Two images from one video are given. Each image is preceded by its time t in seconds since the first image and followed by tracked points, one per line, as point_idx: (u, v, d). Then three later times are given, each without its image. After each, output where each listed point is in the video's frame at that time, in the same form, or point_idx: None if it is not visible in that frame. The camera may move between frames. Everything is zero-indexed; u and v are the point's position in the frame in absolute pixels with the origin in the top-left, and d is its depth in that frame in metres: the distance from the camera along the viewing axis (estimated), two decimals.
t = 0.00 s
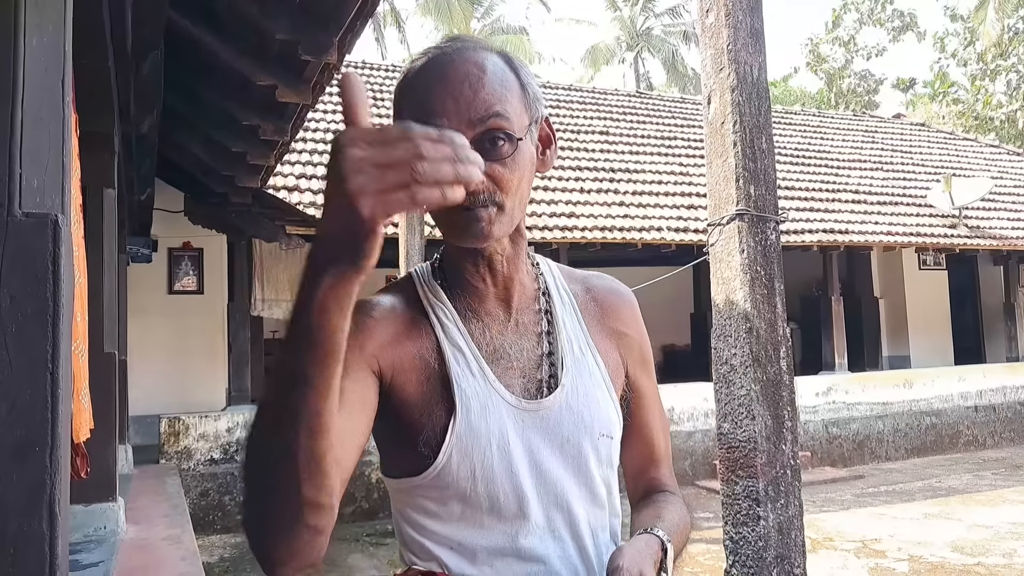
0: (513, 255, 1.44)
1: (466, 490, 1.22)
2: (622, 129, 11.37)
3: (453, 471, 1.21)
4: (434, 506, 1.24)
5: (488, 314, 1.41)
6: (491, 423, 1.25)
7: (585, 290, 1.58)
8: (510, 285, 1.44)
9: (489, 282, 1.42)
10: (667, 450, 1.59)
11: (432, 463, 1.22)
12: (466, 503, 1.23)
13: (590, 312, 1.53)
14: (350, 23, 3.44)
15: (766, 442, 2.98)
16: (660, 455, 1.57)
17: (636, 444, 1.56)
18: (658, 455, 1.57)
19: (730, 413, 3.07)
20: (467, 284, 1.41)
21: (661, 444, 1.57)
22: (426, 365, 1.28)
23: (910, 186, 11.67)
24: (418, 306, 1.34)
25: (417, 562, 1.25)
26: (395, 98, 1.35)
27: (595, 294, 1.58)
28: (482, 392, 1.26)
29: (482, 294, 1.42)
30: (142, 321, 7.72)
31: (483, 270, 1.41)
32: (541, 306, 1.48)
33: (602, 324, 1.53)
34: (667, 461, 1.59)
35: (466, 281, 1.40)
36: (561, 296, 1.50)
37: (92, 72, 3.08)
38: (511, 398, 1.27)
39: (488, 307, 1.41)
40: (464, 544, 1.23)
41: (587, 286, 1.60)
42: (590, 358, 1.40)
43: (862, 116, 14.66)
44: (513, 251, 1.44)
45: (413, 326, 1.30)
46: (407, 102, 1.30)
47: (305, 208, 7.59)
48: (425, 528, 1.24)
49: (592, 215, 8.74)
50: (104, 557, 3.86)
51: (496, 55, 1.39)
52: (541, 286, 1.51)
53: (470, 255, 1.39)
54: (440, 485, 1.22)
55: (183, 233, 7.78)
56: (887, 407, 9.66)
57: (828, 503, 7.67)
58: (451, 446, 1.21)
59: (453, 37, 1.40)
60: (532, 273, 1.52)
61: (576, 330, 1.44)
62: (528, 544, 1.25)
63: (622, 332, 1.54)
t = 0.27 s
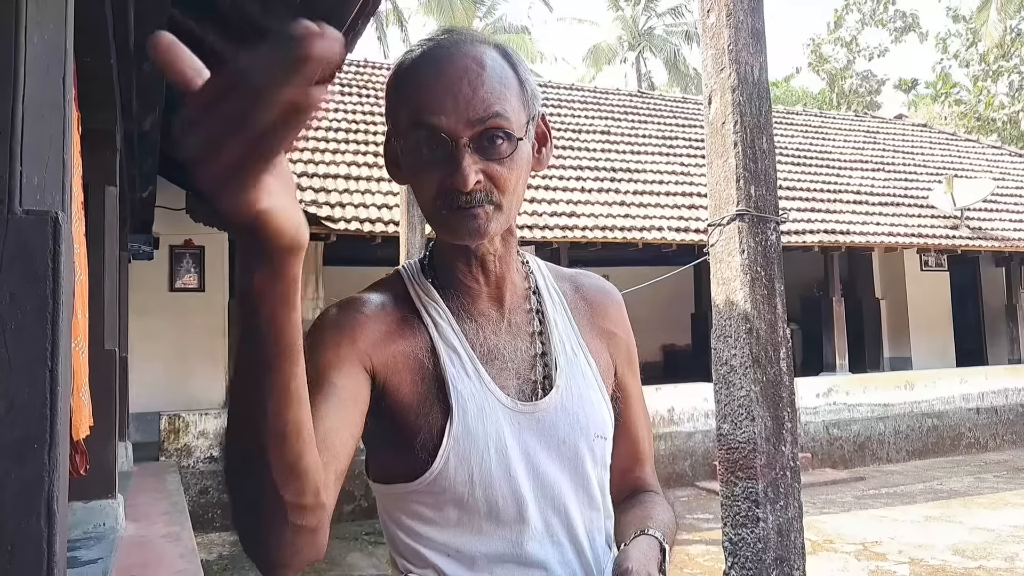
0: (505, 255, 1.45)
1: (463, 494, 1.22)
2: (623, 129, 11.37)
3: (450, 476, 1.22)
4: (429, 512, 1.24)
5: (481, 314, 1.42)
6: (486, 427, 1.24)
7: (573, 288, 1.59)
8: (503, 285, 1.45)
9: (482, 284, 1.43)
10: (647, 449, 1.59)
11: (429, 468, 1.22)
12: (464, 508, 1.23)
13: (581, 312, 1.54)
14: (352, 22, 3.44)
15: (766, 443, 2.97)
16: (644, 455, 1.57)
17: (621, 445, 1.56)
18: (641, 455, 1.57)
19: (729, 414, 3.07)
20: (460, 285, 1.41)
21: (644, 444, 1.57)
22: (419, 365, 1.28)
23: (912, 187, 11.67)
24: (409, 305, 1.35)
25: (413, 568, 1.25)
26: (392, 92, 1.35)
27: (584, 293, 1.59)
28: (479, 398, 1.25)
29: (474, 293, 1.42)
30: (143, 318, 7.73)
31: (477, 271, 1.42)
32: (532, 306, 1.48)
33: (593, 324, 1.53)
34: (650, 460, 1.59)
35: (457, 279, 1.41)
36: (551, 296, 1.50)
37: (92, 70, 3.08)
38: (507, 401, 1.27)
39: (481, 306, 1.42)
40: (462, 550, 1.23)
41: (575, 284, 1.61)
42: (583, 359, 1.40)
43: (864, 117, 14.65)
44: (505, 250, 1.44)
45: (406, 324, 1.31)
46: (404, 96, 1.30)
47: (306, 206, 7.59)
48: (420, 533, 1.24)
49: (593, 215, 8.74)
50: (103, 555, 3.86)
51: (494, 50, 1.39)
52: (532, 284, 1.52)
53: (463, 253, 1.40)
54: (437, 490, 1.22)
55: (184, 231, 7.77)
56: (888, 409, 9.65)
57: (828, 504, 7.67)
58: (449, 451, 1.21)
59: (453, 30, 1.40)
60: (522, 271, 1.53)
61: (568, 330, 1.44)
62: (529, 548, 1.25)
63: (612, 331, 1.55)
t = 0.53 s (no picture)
0: (506, 255, 1.44)
1: (467, 496, 1.22)
2: (625, 127, 11.35)
3: (453, 477, 1.21)
4: (431, 513, 1.23)
5: (481, 314, 1.41)
6: (489, 428, 1.24)
7: (574, 289, 1.59)
8: (504, 284, 1.45)
9: (483, 283, 1.43)
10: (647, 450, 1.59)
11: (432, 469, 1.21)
12: (467, 507, 1.23)
13: (582, 313, 1.54)
14: (352, 22, 3.44)
15: (771, 440, 2.97)
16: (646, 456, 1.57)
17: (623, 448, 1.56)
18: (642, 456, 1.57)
19: (734, 412, 3.08)
20: (460, 284, 1.41)
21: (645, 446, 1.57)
22: (422, 370, 1.25)
23: (915, 183, 11.64)
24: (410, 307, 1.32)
25: (414, 570, 1.25)
26: (391, 89, 1.33)
27: (584, 293, 1.59)
28: (484, 396, 1.25)
29: (475, 292, 1.42)
30: (147, 321, 7.75)
31: (477, 271, 1.42)
32: (533, 304, 1.49)
33: (593, 324, 1.54)
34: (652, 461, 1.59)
35: (457, 277, 1.40)
36: (551, 295, 1.51)
37: (95, 73, 3.09)
38: (510, 401, 1.27)
39: (482, 305, 1.42)
40: (466, 552, 1.23)
41: (575, 285, 1.61)
42: (584, 359, 1.41)
43: (866, 113, 14.61)
44: (507, 248, 1.44)
45: (406, 327, 1.29)
46: (404, 98, 1.29)
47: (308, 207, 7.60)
48: (422, 536, 1.23)
49: (595, 213, 8.74)
50: (110, 556, 3.88)
51: (495, 45, 1.39)
52: (533, 282, 1.52)
53: (464, 253, 1.39)
54: (440, 491, 1.21)
55: (187, 233, 7.80)
56: (893, 405, 9.63)
57: (833, 501, 7.66)
58: (452, 451, 1.20)
59: (453, 27, 1.38)
60: (523, 271, 1.53)
61: (569, 328, 1.45)
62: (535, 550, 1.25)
63: (611, 330, 1.55)
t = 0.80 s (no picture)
0: (507, 248, 1.43)
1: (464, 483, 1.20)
2: (633, 123, 11.32)
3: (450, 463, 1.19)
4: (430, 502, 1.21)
5: (482, 306, 1.39)
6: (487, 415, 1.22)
7: (571, 285, 1.59)
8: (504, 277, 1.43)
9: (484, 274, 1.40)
10: (649, 446, 1.56)
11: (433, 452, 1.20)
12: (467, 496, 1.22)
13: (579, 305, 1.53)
14: (362, 15, 3.43)
15: (775, 437, 2.97)
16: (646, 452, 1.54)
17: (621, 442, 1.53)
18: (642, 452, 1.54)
19: (739, 409, 3.05)
20: (459, 275, 1.39)
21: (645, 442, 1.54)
22: (430, 353, 1.25)
23: (924, 182, 11.58)
24: (410, 294, 1.31)
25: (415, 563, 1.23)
26: (386, 87, 1.33)
27: (581, 289, 1.59)
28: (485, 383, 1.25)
29: (476, 285, 1.39)
30: (153, 311, 7.77)
31: (478, 262, 1.39)
32: (532, 299, 1.48)
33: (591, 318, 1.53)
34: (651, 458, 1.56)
35: (456, 271, 1.38)
36: (549, 290, 1.50)
37: (104, 64, 3.10)
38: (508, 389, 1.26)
39: (482, 298, 1.39)
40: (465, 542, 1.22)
41: (574, 285, 1.60)
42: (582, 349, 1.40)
43: (876, 111, 14.53)
44: (505, 243, 1.42)
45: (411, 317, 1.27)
46: (399, 93, 1.29)
47: (315, 199, 7.62)
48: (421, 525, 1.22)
49: (602, 209, 8.72)
50: (115, 544, 3.90)
51: (488, 37, 1.36)
52: (530, 277, 1.52)
53: (463, 247, 1.37)
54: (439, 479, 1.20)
55: (194, 224, 7.82)
56: (897, 405, 9.61)
57: (836, 500, 7.65)
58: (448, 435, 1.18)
59: (446, 21, 1.37)
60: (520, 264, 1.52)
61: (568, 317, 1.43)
62: (533, 542, 1.25)
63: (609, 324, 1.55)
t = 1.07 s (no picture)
0: (497, 249, 1.43)
1: (464, 475, 1.19)
2: (634, 120, 11.32)
3: (450, 454, 1.18)
4: (428, 497, 1.19)
5: (472, 307, 1.39)
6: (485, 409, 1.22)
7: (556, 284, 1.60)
8: (493, 277, 1.42)
9: (474, 272, 1.40)
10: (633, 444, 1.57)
11: (430, 441, 1.18)
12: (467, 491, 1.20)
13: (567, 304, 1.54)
14: (363, 10, 3.42)
15: (775, 435, 2.96)
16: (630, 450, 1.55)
17: (609, 438, 1.53)
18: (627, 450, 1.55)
19: (738, 407, 3.06)
20: (448, 275, 1.38)
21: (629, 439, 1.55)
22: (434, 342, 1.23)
23: (924, 181, 11.59)
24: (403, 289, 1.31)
25: (414, 563, 1.21)
26: (382, 83, 1.34)
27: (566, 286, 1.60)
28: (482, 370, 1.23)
29: (466, 284, 1.39)
30: (153, 308, 7.76)
31: (468, 261, 1.39)
32: (521, 300, 1.47)
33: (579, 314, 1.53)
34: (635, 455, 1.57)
35: (445, 270, 1.38)
36: (536, 290, 1.51)
37: (104, 58, 3.09)
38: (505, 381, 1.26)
39: (472, 297, 1.39)
40: (465, 539, 1.20)
41: (558, 280, 1.62)
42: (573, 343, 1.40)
43: (876, 110, 14.54)
44: (495, 245, 1.42)
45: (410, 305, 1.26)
46: (394, 89, 1.30)
47: (316, 196, 7.61)
48: (423, 524, 1.20)
49: (602, 207, 8.72)
50: (113, 542, 3.90)
51: (485, 40, 1.35)
52: (518, 279, 1.52)
53: (452, 246, 1.38)
54: (437, 472, 1.18)
55: (194, 220, 7.82)
56: (896, 403, 9.62)
57: (835, 497, 7.66)
58: (448, 424, 1.17)
59: (443, 22, 1.36)
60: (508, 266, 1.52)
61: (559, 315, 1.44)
62: (532, 537, 1.24)
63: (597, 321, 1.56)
